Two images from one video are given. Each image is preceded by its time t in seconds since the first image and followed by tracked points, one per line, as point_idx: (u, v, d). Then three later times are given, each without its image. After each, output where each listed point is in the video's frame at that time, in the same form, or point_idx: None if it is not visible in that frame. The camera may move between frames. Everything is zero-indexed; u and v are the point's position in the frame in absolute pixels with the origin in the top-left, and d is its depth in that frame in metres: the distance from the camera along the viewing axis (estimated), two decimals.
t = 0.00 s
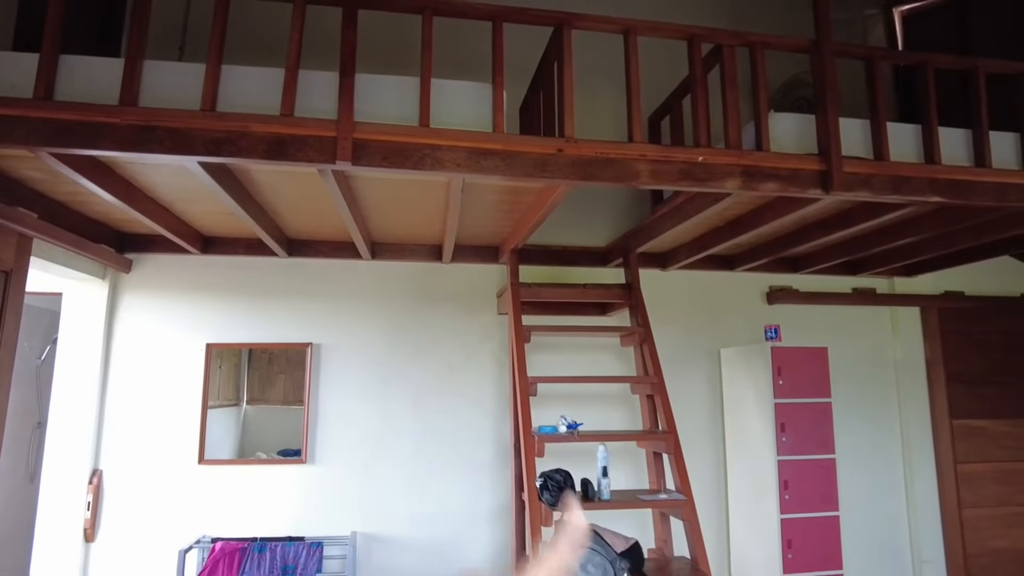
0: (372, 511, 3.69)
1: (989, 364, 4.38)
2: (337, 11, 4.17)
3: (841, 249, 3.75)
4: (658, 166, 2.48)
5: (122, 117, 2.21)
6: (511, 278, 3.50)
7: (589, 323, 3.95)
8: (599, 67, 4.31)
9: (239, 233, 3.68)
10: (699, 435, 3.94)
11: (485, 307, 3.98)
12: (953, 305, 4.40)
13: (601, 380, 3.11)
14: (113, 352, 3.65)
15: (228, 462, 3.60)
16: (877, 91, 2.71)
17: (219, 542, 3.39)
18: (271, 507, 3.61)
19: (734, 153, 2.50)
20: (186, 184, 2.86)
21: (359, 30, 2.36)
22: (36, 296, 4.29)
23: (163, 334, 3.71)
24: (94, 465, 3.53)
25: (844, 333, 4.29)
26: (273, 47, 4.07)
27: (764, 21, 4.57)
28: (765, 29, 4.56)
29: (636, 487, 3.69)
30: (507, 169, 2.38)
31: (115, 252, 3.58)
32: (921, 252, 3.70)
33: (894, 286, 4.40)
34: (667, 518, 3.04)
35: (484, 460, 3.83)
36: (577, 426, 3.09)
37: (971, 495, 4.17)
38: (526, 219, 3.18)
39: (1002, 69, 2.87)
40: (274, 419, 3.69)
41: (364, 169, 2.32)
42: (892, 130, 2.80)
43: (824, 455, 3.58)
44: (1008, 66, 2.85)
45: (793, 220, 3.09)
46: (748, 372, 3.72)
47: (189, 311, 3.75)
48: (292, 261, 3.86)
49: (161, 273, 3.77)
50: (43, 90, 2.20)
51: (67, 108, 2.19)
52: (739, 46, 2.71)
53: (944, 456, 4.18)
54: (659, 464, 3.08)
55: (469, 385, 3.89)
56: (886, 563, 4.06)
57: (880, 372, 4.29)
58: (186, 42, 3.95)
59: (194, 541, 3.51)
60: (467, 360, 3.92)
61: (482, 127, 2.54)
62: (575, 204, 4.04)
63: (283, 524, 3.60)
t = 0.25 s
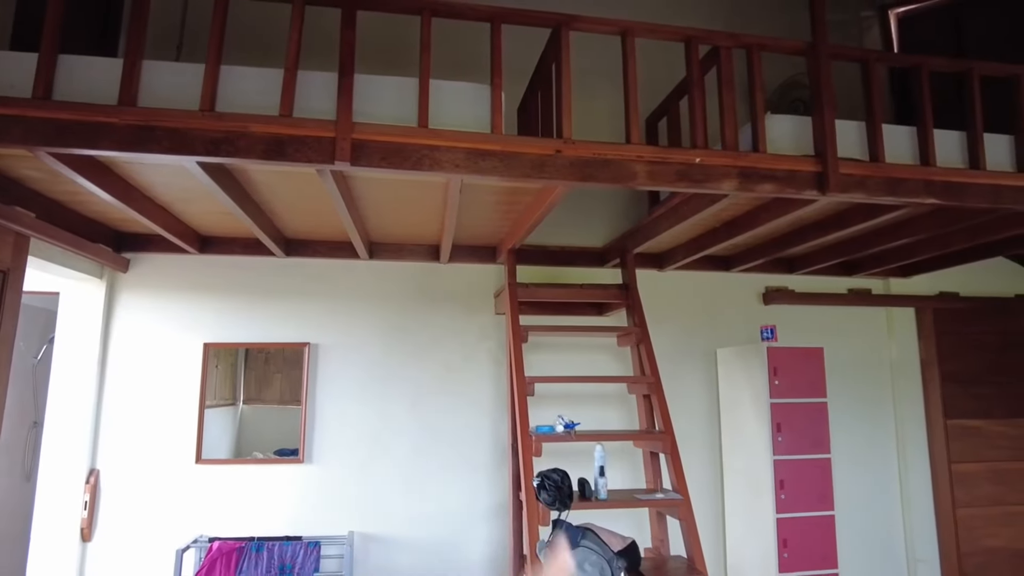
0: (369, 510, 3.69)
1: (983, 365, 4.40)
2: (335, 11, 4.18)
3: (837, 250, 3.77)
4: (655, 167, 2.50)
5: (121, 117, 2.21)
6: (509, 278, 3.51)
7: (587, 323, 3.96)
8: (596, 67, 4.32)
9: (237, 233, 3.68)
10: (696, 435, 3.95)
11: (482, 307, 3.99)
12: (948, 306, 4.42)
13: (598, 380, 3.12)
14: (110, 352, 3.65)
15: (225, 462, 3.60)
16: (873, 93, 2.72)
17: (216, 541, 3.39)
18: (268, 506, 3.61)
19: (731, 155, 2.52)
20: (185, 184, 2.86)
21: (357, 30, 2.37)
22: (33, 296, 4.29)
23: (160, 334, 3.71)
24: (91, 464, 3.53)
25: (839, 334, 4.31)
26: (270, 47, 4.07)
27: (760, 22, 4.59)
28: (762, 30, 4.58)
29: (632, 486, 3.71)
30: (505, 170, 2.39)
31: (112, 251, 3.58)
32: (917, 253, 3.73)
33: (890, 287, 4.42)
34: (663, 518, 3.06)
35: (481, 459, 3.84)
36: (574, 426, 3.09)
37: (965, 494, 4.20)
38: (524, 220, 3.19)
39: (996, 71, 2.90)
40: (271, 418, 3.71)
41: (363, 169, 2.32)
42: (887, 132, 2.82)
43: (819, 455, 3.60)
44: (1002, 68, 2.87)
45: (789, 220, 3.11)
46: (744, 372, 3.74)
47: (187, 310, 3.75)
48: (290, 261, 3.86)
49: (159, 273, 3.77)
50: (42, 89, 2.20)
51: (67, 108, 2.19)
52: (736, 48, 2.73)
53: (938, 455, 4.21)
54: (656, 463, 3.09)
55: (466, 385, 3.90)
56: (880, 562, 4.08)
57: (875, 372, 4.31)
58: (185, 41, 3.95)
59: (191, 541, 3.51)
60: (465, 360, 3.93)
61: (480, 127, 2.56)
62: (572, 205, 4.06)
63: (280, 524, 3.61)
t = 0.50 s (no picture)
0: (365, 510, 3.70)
1: (976, 365, 4.42)
2: (332, 11, 4.18)
3: (831, 251, 3.79)
4: (651, 168, 2.51)
5: (118, 116, 2.22)
6: (505, 278, 3.52)
7: (583, 323, 3.98)
8: (592, 68, 4.33)
9: (233, 233, 3.68)
10: (691, 434, 3.97)
11: (479, 307, 4.00)
12: (941, 306, 4.44)
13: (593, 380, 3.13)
14: (106, 351, 3.65)
15: (220, 462, 3.60)
16: (866, 95, 2.74)
17: (212, 541, 3.39)
18: (264, 506, 3.61)
19: (725, 156, 2.53)
20: (181, 183, 2.86)
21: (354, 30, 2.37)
22: (28, 295, 4.28)
23: (156, 333, 3.70)
24: (86, 464, 3.53)
25: (833, 334, 4.33)
26: (267, 47, 4.07)
27: (755, 24, 4.61)
28: (757, 32, 4.60)
29: (628, 486, 3.72)
30: (502, 170, 2.40)
31: (108, 251, 3.57)
32: (911, 254, 3.75)
33: (884, 287, 4.45)
34: (658, 517, 3.07)
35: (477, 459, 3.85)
36: (570, 425, 3.11)
37: (958, 494, 4.22)
38: (520, 220, 3.20)
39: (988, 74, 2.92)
40: (267, 419, 3.72)
41: (359, 169, 2.33)
42: (881, 134, 2.83)
43: (813, 455, 3.62)
44: (995, 71, 2.89)
45: (784, 221, 3.12)
46: (739, 372, 3.75)
47: (183, 310, 3.75)
48: (286, 261, 3.86)
49: (155, 272, 3.77)
50: (38, 88, 2.20)
51: (63, 107, 2.19)
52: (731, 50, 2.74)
53: (931, 455, 4.24)
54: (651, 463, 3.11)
55: (463, 385, 3.91)
56: (874, 561, 4.11)
57: (869, 372, 4.33)
58: (181, 41, 3.95)
59: (187, 540, 3.51)
60: (461, 359, 3.93)
61: (477, 128, 2.56)
62: (569, 206, 4.07)
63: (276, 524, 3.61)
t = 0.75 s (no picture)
0: (360, 510, 3.70)
1: (968, 365, 4.45)
2: (327, 11, 4.18)
3: (825, 251, 3.81)
4: (645, 168, 2.52)
5: (113, 116, 2.21)
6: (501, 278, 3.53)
7: (578, 323, 3.99)
8: (587, 69, 4.34)
9: (228, 233, 3.68)
10: (685, 434, 3.99)
11: (474, 307, 4.01)
12: (934, 307, 4.47)
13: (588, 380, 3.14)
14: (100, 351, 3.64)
15: (215, 462, 3.60)
16: (859, 97, 2.75)
17: (206, 541, 3.39)
18: (259, 506, 3.61)
19: (719, 157, 2.55)
20: (176, 183, 2.86)
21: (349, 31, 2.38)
22: (22, 295, 4.27)
23: (151, 333, 3.70)
24: (80, 464, 3.52)
25: (827, 334, 4.35)
26: (261, 47, 4.07)
27: (750, 25, 4.63)
28: (752, 33, 4.62)
29: (622, 485, 3.74)
30: (497, 171, 2.41)
31: (102, 250, 3.56)
32: (904, 254, 3.77)
33: (877, 287, 4.48)
34: (652, 517, 3.08)
35: (472, 459, 3.85)
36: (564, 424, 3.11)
37: (951, 493, 4.25)
38: (515, 220, 3.21)
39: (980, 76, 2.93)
40: (263, 418, 3.70)
41: (354, 170, 2.33)
42: (874, 135, 2.85)
43: (807, 454, 3.64)
44: (987, 73, 2.91)
45: (778, 221, 3.14)
46: (733, 372, 3.77)
47: (178, 310, 3.74)
48: (282, 261, 3.86)
49: (149, 272, 3.76)
50: (33, 88, 2.20)
51: (57, 107, 2.19)
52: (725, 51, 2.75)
53: (923, 455, 4.26)
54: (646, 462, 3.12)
55: (458, 385, 3.91)
56: (866, 560, 4.13)
57: (863, 372, 4.36)
58: (176, 41, 3.94)
59: (181, 541, 3.51)
60: (457, 359, 3.94)
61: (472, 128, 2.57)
62: (564, 206, 4.08)
63: (271, 524, 3.61)
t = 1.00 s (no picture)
0: (352, 510, 3.69)
1: (958, 365, 4.47)
2: (320, 10, 4.17)
3: (816, 252, 3.82)
4: (636, 168, 2.53)
5: (102, 114, 2.21)
6: (493, 277, 3.53)
7: (570, 322, 3.99)
8: (579, 69, 4.35)
9: (219, 232, 3.67)
10: (676, 433, 4.00)
11: (467, 307, 4.01)
12: (924, 307, 4.49)
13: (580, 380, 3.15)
14: (90, 350, 3.62)
15: (206, 461, 3.59)
16: (849, 98, 2.77)
17: (196, 541, 3.38)
18: (250, 506, 3.60)
19: (710, 157, 2.56)
20: (167, 181, 2.85)
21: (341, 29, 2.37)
22: (11, 294, 4.24)
23: (141, 332, 3.68)
24: (69, 464, 3.51)
25: (818, 334, 4.37)
26: (253, 45, 4.06)
27: (743, 26, 4.64)
28: (744, 34, 4.64)
29: (613, 484, 3.74)
30: (489, 170, 2.41)
31: (93, 249, 3.55)
32: (894, 254, 3.79)
33: (868, 288, 4.50)
34: (644, 516, 3.09)
35: (464, 458, 3.85)
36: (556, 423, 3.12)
37: (940, 492, 4.27)
38: (507, 220, 3.21)
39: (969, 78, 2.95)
40: (256, 418, 3.69)
41: (345, 169, 2.33)
42: (864, 136, 2.87)
43: (797, 454, 3.66)
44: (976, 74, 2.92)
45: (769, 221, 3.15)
46: (725, 372, 3.78)
47: (169, 309, 3.73)
48: (274, 260, 3.85)
49: (140, 271, 3.75)
50: (21, 85, 2.18)
51: (46, 105, 2.18)
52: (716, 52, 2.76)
53: (914, 454, 4.29)
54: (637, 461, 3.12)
55: (450, 384, 3.91)
56: (856, 559, 4.15)
57: (854, 372, 4.38)
58: (167, 39, 3.93)
59: (171, 540, 3.50)
60: (449, 358, 3.94)
61: (464, 128, 2.57)
62: (556, 206, 4.08)
63: (262, 523, 3.60)
